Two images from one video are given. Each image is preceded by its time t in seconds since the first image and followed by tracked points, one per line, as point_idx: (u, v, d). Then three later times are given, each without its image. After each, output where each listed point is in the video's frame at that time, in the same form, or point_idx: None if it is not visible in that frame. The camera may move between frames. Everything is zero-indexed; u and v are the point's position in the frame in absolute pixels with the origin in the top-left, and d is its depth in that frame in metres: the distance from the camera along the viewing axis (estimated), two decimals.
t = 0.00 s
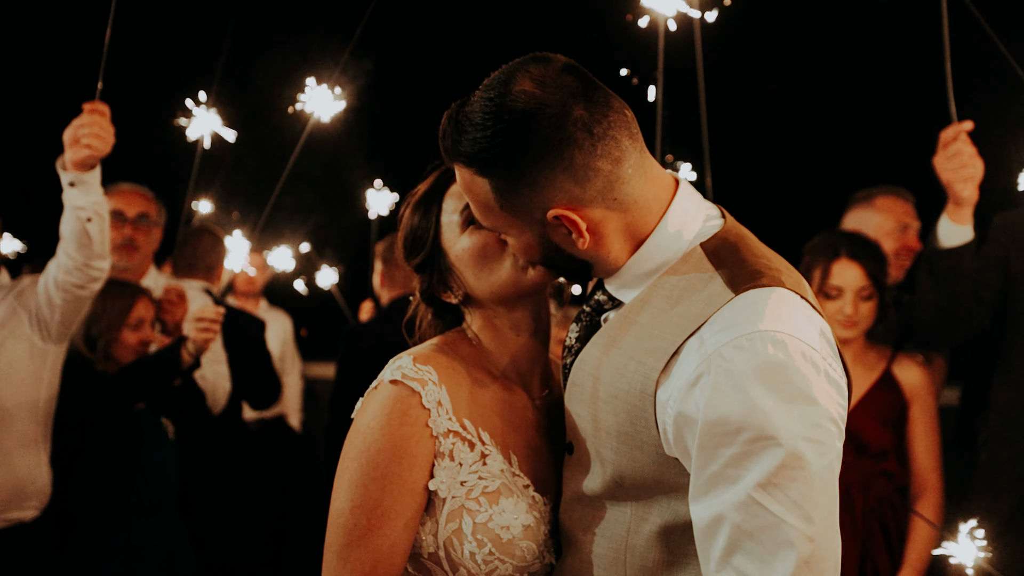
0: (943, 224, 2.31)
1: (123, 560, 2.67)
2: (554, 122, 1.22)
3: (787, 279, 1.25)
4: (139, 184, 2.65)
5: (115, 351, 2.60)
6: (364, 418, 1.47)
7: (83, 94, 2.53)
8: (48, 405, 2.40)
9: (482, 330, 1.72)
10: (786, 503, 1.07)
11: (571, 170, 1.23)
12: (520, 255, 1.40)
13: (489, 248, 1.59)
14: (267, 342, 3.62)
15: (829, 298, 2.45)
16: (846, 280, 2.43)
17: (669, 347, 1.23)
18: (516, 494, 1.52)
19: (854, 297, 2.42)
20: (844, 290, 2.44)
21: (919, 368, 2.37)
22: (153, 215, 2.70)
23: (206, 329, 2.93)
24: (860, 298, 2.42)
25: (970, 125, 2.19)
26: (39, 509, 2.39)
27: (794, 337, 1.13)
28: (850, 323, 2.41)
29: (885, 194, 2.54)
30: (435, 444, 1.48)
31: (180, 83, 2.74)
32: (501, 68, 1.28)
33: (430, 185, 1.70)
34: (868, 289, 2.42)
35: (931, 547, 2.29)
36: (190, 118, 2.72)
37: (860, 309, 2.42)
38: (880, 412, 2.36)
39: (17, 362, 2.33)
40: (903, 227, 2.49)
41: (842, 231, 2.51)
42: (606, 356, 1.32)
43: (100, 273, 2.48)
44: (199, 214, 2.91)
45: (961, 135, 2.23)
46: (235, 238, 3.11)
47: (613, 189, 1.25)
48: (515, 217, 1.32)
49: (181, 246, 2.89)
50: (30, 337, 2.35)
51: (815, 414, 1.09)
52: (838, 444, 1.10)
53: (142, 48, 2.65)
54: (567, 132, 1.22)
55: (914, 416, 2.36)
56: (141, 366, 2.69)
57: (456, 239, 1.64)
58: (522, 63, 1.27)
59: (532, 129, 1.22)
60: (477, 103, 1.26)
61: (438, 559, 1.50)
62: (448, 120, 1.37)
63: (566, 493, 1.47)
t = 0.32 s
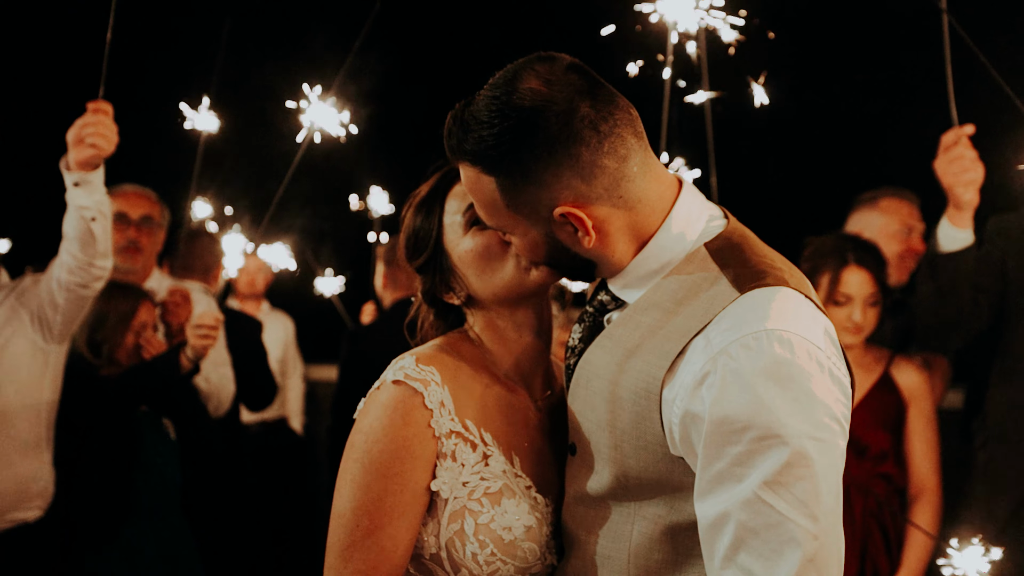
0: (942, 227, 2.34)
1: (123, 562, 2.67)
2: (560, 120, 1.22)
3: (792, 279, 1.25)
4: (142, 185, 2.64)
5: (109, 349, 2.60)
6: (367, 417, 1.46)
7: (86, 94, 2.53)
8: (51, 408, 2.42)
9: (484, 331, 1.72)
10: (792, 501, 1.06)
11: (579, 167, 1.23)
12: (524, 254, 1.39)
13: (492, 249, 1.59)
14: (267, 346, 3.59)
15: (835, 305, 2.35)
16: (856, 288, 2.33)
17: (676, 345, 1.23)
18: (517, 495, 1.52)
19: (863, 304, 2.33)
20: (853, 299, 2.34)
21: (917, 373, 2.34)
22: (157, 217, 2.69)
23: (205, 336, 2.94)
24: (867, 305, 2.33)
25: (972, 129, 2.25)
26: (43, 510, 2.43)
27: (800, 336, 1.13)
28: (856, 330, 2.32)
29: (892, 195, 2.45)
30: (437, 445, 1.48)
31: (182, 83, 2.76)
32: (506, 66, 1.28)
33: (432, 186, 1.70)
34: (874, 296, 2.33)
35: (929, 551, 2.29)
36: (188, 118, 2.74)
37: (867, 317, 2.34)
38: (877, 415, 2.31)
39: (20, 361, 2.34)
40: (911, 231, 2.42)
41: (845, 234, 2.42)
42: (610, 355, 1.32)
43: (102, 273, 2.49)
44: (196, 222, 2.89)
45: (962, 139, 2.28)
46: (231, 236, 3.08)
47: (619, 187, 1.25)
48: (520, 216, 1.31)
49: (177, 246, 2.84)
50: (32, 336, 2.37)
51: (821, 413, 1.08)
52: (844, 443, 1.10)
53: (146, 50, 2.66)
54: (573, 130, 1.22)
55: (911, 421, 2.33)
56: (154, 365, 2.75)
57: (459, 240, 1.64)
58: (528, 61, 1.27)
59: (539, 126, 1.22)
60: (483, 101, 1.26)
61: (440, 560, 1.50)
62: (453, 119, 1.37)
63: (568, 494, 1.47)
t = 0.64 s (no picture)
0: (943, 234, 2.37)
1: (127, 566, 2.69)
2: (568, 129, 1.23)
3: (796, 287, 1.26)
4: (145, 189, 2.66)
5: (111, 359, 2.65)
6: (373, 424, 1.47)
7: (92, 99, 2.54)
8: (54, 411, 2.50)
9: (489, 337, 1.72)
10: (796, 508, 1.07)
11: (587, 175, 1.24)
12: (530, 261, 1.40)
13: (497, 256, 1.60)
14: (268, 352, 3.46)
15: (839, 313, 2.41)
16: (860, 296, 2.40)
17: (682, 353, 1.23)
18: (523, 501, 1.52)
19: (865, 312, 2.40)
20: (856, 306, 2.40)
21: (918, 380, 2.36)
22: (161, 221, 2.72)
23: (210, 345, 3.00)
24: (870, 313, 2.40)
25: (975, 137, 2.29)
26: (48, 513, 2.52)
27: (805, 344, 1.13)
28: (858, 337, 2.38)
29: (897, 200, 2.47)
30: (443, 451, 1.49)
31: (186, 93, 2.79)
32: (514, 75, 1.29)
33: (437, 192, 1.70)
34: (877, 305, 2.40)
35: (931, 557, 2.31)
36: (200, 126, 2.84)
37: (871, 325, 2.39)
38: (876, 418, 2.34)
39: (26, 365, 2.43)
40: (925, 236, 2.41)
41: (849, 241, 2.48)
42: (617, 363, 1.33)
43: (106, 276, 2.56)
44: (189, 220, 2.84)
45: (965, 148, 2.31)
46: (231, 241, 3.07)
47: (626, 195, 1.26)
48: (527, 223, 1.32)
49: (179, 251, 2.81)
50: (37, 340, 2.46)
51: (826, 420, 1.09)
52: (848, 450, 1.10)
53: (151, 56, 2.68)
54: (581, 138, 1.23)
55: (913, 425, 2.34)
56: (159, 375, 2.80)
57: (464, 246, 1.65)
58: (536, 70, 1.28)
59: (547, 135, 1.23)
60: (491, 109, 1.28)
61: (445, 565, 1.51)
62: (459, 126, 1.38)
63: (572, 500, 1.47)
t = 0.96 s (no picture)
0: (945, 234, 2.33)
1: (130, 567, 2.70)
2: (575, 131, 1.24)
3: (800, 288, 1.27)
4: (145, 190, 2.71)
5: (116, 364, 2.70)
6: (380, 425, 1.48)
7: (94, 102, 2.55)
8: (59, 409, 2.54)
9: (494, 338, 1.73)
10: (802, 507, 1.08)
11: (594, 177, 1.25)
12: (536, 263, 1.41)
13: (503, 257, 1.61)
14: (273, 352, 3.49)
15: (842, 315, 2.48)
16: (862, 299, 2.46)
17: (688, 354, 1.24)
18: (528, 501, 1.53)
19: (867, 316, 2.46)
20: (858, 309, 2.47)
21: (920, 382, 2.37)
22: (161, 221, 2.78)
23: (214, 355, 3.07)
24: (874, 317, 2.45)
25: (978, 138, 2.26)
26: (53, 514, 2.54)
27: (810, 346, 1.14)
28: (859, 339, 2.44)
29: (902, 200, 2.40)
30: (449, 452, 1.50)
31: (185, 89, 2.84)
32: (520, 78, 1.30)
33: (442, 195, 1.71)
34: (879, 310, 2.45)
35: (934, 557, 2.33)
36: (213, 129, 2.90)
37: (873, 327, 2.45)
38: (877, 420, 2.41)
39: (30, 365, 2.46)
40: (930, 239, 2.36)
41: (853, 243, 2.50)
42: (623, 364, 1.34)
43: (111, 277, 2.59)
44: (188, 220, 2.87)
45: (969, 148, 2.27)
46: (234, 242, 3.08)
47: (632, 197, 1.27)
48: (534, 225, 1.33)
49: (184, 255, 2.90)
50: (42, 341, 2.49)
51: (830, 421, 1.10)
52: (852, 450, 1.11)
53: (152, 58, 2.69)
54: (588, 141, 1.24)
55: (914, 427, 2.37)
56: (162, 382, 2.86)
57: (470, 249, 1.66)
58: (542, 74, 1.29)
59: (554, 138, 1.24)
60: (497, 112, 1.29)
61: (451, 565, 1.52)
62: (465, 130, 1.39)
63: (578, 500, 1.48)
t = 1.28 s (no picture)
0: (949, 233, 2.27)
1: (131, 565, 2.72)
2: (584, 129, 1.25)
3: (806, 285, 1.27)
4: (143, 188, 2.71)
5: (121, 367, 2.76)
6: (386, 422, 1.49)
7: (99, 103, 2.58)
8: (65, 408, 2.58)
9: (499, 336, 1.74)
10: (807, 501, 1.08)
11: (601, 175, 1.26)
12: (544, 261, 1.42)
13: (509, 256, 1.62)
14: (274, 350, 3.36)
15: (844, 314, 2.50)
16: (863, 298, 2.49)
17: (695, 351, 1.25)
18: (534, 497, 1.54)
19: (867, 314, 2.48)
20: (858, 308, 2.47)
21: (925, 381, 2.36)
22: (162, 216, 2.79)
23: (217, 361, 3.12)
24: (875, 315, 2.46)
25: (983, 136, 2.17)
26: (56, 514, 2.57)
27: (816, 342, 1.15)
28: (861, 339, 2.47)
29: (912, 201, 2.32)
30: (454, 448, 1.51)
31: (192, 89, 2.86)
32: (527, 78, 1.31)
33: (447, 194, 1.73)
34: (881, 307, 2.46)
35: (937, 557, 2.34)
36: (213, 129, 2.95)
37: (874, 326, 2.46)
38: (882, 419, 2.47)
39: (35, 364, 2.49)
40: (931, 240, 2.32)
41: (857, 242, 2.49)
42: (630, 361, 1.35)
43: (116, 278, 2.62)
44: (183, 218, 2.88)
45: (973, 147, 2.18)
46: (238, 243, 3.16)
47: (639, 195, 1.28)
48: (541, 223, 1.34)
49: (186, 254, 2.94)
50: (47, 342, 2.52)
51: (836, 416, 1.10)
52: (857, 445, 1.12)
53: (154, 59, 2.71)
54: (596, 138, 1.25)
55: (918, 426, 2.39)
56: (161, 393, 2.93)
57: (475, 247, 1.67)
58: (550, 73, 1.30)
59: (562, 136, 1.25)
60: (505, 111, 1.30)
61: (459, 561, 1.53)
62: (472, 129, 1.40)
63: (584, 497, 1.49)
